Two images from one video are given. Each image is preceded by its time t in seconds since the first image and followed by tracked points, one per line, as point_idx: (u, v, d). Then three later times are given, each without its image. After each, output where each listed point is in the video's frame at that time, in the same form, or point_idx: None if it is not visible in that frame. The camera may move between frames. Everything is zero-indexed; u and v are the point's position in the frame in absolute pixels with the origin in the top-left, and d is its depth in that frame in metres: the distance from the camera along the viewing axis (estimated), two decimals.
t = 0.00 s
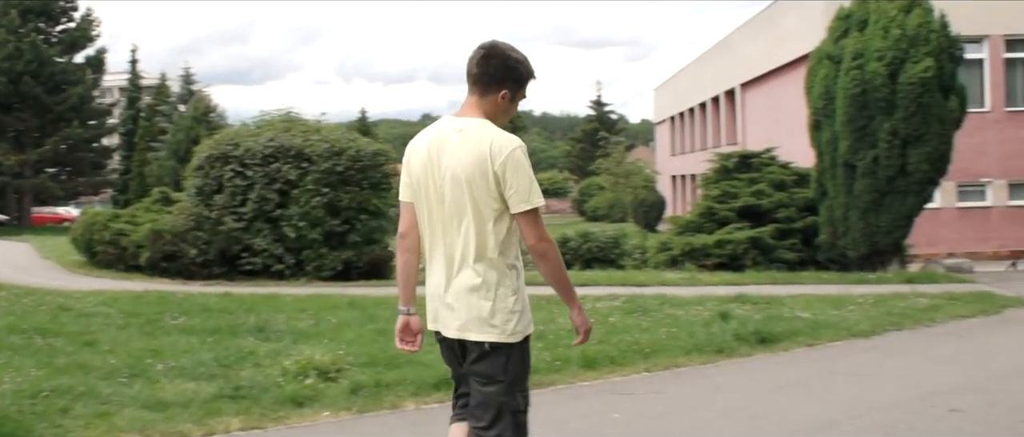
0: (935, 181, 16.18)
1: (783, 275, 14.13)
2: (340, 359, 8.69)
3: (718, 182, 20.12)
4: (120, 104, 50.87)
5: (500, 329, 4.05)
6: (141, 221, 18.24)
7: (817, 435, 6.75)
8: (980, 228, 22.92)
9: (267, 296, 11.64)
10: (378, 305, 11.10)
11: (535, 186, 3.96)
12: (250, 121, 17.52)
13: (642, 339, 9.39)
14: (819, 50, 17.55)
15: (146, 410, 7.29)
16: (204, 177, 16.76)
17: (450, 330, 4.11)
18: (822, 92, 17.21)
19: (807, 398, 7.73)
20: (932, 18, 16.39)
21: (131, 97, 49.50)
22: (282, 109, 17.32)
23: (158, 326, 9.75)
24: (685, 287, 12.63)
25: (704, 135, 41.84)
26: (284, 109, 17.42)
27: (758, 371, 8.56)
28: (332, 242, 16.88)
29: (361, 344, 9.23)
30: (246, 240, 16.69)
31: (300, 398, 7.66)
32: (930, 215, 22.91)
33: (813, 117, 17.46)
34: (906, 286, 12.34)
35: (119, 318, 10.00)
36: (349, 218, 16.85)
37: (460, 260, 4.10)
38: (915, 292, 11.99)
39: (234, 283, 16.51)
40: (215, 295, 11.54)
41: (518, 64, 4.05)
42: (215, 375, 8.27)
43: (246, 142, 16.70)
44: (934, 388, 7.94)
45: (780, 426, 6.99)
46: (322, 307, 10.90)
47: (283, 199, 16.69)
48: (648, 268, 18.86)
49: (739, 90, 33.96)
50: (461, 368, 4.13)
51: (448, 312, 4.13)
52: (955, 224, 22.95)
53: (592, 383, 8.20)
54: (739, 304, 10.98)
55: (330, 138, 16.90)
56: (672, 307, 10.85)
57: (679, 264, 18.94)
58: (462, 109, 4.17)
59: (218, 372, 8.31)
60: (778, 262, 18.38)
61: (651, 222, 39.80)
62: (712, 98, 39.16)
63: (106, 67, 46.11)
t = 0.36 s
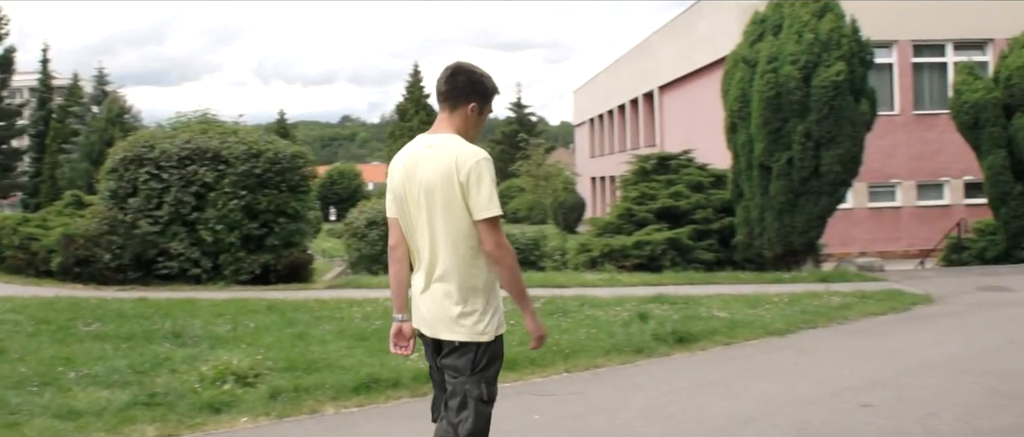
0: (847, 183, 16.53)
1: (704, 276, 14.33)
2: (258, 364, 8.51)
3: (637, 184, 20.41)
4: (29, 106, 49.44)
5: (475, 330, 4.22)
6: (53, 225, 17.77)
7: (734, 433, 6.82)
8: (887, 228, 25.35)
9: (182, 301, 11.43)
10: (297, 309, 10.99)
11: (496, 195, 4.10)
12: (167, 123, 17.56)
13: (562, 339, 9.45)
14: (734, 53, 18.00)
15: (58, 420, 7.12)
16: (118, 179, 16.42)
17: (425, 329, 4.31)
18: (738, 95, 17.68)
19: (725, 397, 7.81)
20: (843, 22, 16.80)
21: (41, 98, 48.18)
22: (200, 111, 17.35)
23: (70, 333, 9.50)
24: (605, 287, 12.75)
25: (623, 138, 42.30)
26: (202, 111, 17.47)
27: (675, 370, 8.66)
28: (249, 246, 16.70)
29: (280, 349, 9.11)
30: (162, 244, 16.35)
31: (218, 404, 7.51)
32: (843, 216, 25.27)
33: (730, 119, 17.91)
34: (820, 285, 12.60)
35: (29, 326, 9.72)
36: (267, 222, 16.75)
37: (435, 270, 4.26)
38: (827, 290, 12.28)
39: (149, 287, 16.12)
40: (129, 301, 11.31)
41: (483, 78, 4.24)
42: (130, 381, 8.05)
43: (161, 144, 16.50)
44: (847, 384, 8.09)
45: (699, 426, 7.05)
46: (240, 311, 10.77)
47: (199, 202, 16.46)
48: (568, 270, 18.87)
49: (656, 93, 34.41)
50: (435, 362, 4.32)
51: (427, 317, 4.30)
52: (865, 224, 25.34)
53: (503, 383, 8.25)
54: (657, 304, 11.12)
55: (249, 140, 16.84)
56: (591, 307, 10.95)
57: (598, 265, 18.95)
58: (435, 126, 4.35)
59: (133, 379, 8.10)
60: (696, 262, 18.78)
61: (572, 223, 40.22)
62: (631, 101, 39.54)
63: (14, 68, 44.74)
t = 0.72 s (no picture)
0: (791, 184, 16.79)
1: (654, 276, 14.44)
2: (204, 366, 8.39)
3: (584, 184, 20.69)
4: None
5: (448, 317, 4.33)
6: None
7: (682, 432, 6.88)
8: (833, 229, 25.70)
9: (127, 303, 11.28)
10: (243, 310, 10.90)
11: (458, 185, 4.24)
12: (110, 124, 17.46)
13: (510, 340, 9.48)
14: (682, 55, 18.31)
15: None
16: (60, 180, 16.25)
17: (414, 320, 4.41)
18: (684, 97, 17.86)
19: (672, 396, 7.88)
20: (787, 26, 16.99)
21: None
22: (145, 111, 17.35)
23: (11, 337, 9.32)
24: (553, 288, 12.80)
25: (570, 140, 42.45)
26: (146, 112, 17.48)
27: (621, 370, 8.72)
28: (194, 248, 16.53)
29: (226, 351, 9.01)
30: (106, 245, 16.15)
31: (163, 408, 7.41)
32: (788, 218, 25.53)
33: (676, 121, 18.11)
34: (765, 285, 12.75)
35: None
36: (212, 223, 16.60)
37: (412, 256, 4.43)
38: (772, 290, 12.44)
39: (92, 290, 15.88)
40: (71, 303, 11.13)
41: (464, 75, 4.43)
42: (72, 386, 7.90)
43: (105, 145, 16.34)
44: (791, 382, 8.20)
45: (647, 425, 7.10)
46: (186, 313, 10.67)
47: (144, 203, 16.32)
48: (515, 271, 19.07)
49: (602, 95, 34.63)
50: (435, 355, 4.39)
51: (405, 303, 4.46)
52: (809, 225, 25.65)
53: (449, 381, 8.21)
54: (605, 305, 11.19)
55: (193, 141, 16.67)
56: (539, 308, 10.99)
57: (546, 265, 19.08)
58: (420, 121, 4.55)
59: (75, 383, 7.95)
60: (643, 262, 18.91)
61: (518, 224, 40.34)
62: (578, 103, 39.72)
63: None
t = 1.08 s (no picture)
0: (764, 184, 16.88)
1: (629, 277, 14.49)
2: (178, 368, 8.33)
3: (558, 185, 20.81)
4: None
5: (446, 315, 4.34)
6: None
7: (657, 431, 6.92)
8: (805, 229, 25.88)
9: (99, 305, 11.19)
10: (217, 312, 10.85)
11: (469, 183, 4.25)
12: (80, 124, 17.33)
13: (485, 340, 9.49)
14: (653, 56, 18.33)
15: None
16: (30, 181, 16.12)
17: (405, 315, 4.42)
18: (657, 97, 17.90)
19: (646, 396, 7.92)
20: (759, 27, 17.10)
21: None
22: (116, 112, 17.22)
23: None
24: (527, 289, 12.83)
25: (544, 140, 42.51)
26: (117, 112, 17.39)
27: (595, 370, 8.75)
28: (167, 250, 16.41)
29: (200, 353, 8.95)
30: (77, 247, 15.98)
31: (135, 410, 7.36)
32: (761, 219, 25.69)
33: (649, 121, 18.23)
34: (738, 285, 12.83)
35: None
36: (185, 225, 16.48)
37: (415, 253, 4.41)
38: (746, 290, 12.53)
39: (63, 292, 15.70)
40: (41, 306, 11.02)
41: (459, 76, 4.45)
42: (43, 389, 7.83)
43: (75, 146, 16.25)
44: (765, 381, 8.26)
45: (622, 424, 7.13)
46: (158, 315, 10.61)
47: (115, 204, 16.19)
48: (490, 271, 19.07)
49: (576, 96, 34.67)
50: (420, 350, 4.40)
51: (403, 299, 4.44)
52: (782, 226, 25.83)
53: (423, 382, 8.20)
54: (580, 305, 11.23)
55: (164, 142, 16.59)
56: (514, 309, 11.02)
57: (520, 266, 19.10)
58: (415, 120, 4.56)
59: (46, 386, 7.87)
60: (617, 263, 18.92)
61: (492, 224, 40.32)
62: (552, 103, 39.80)
63: None
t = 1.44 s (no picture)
0: (759, 185, 16.92)
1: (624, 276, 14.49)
2: (174, 368, 8.31)
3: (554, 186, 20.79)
4: None
5: (450, 314, 4.35)
6: None
7: (653, 431, 6.92)
8: (801, 229, 25.92)
9: (95, 306, 11.16)
10: (213, 312, 10.84)
11: (480, 183, 4.31)
12: (75, 124, 17.31)
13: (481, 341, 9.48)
14: (649, 56, 18.35)
15: None
16: (25, 182, 16.14)
17: (407, 315, 4.40)
18: (652, 97, 17.91)
19: (642, 396, 7.93)
20: (754, 27, 17.11)
21: None
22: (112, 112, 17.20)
23: None
24: (523, 289, 12.81)
25: (540, 141, 42.50)
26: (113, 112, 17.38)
27: (591, 370, 8.75)
28: (163, 250, 16.37)
29: (196, 353, 8.93)
30: (72, 247, 15.93)
31: (131, 411, 7.35)
32: (757, 219, 25.72)
33: (645, 122, 18.21)
34: (734, 285, 12.84)
35: None
36: (180, 225, 16.46)
37: (420, 252, 4.42)
38: (742, 289, 12.54)
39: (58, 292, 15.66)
40: (37, 306, 11.01)
41: (463, 80, 4.51)
42: (39, 389, 7.81)
43: (71, 146, 16.23)
44: (762, 381, 8.27)
45: (619, 424, 7.14)
46: (154, 315, 10.59)
47: (111, 205, 16.16)
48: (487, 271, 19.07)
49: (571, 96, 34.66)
50: (422, 350, 4.39)
51: (405, 299, 4.42)
52: (778, 226, 25.85)
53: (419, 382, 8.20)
54: (576, 306, 11.23)
55: (160, 142, 16.57)
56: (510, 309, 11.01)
57: (516, 266, 19.09)
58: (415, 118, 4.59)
59: (42, 387, 7.85)
60: (613, 263, 18.96)
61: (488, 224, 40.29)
62: (548, 104, 39.80)
63: None
